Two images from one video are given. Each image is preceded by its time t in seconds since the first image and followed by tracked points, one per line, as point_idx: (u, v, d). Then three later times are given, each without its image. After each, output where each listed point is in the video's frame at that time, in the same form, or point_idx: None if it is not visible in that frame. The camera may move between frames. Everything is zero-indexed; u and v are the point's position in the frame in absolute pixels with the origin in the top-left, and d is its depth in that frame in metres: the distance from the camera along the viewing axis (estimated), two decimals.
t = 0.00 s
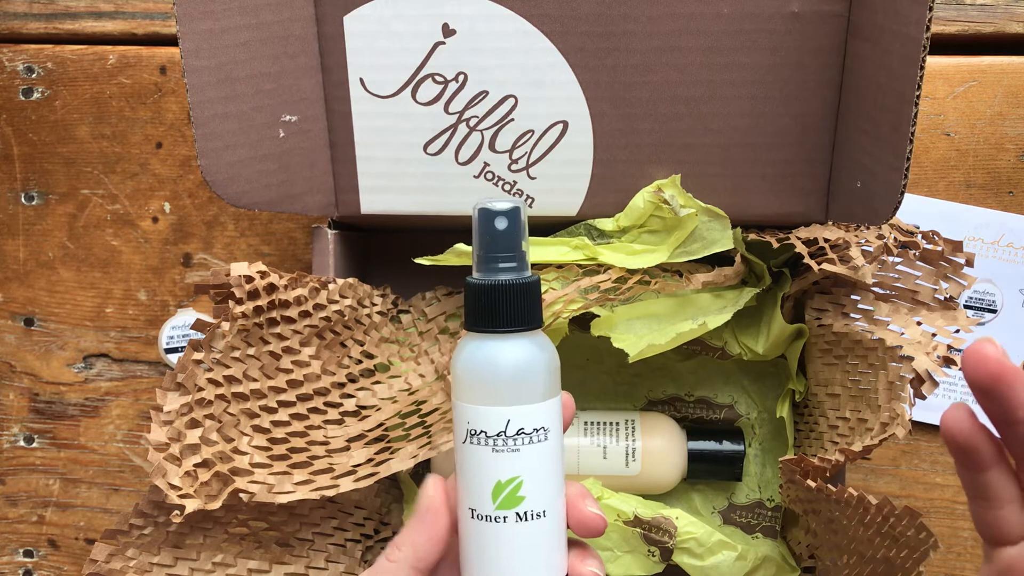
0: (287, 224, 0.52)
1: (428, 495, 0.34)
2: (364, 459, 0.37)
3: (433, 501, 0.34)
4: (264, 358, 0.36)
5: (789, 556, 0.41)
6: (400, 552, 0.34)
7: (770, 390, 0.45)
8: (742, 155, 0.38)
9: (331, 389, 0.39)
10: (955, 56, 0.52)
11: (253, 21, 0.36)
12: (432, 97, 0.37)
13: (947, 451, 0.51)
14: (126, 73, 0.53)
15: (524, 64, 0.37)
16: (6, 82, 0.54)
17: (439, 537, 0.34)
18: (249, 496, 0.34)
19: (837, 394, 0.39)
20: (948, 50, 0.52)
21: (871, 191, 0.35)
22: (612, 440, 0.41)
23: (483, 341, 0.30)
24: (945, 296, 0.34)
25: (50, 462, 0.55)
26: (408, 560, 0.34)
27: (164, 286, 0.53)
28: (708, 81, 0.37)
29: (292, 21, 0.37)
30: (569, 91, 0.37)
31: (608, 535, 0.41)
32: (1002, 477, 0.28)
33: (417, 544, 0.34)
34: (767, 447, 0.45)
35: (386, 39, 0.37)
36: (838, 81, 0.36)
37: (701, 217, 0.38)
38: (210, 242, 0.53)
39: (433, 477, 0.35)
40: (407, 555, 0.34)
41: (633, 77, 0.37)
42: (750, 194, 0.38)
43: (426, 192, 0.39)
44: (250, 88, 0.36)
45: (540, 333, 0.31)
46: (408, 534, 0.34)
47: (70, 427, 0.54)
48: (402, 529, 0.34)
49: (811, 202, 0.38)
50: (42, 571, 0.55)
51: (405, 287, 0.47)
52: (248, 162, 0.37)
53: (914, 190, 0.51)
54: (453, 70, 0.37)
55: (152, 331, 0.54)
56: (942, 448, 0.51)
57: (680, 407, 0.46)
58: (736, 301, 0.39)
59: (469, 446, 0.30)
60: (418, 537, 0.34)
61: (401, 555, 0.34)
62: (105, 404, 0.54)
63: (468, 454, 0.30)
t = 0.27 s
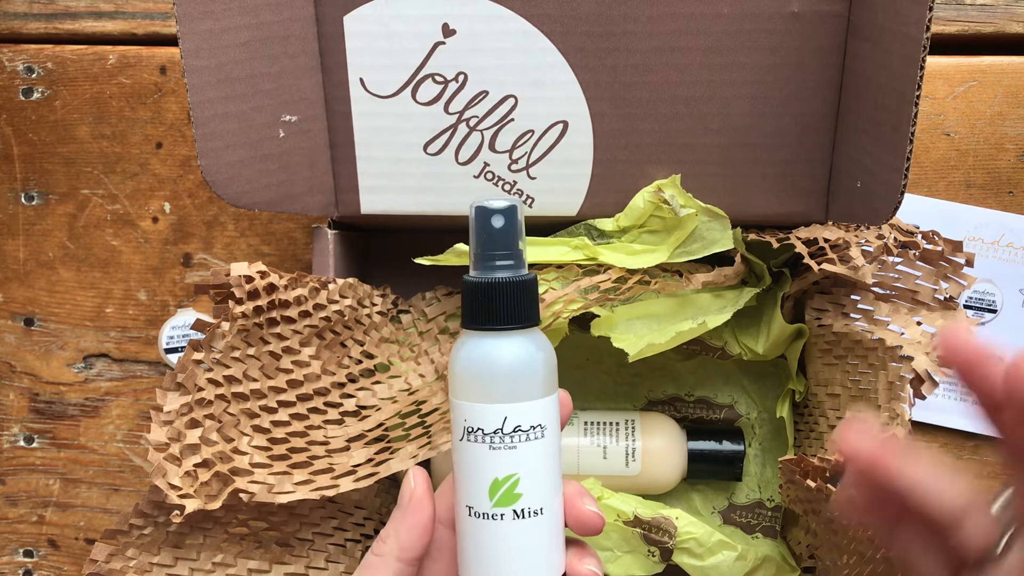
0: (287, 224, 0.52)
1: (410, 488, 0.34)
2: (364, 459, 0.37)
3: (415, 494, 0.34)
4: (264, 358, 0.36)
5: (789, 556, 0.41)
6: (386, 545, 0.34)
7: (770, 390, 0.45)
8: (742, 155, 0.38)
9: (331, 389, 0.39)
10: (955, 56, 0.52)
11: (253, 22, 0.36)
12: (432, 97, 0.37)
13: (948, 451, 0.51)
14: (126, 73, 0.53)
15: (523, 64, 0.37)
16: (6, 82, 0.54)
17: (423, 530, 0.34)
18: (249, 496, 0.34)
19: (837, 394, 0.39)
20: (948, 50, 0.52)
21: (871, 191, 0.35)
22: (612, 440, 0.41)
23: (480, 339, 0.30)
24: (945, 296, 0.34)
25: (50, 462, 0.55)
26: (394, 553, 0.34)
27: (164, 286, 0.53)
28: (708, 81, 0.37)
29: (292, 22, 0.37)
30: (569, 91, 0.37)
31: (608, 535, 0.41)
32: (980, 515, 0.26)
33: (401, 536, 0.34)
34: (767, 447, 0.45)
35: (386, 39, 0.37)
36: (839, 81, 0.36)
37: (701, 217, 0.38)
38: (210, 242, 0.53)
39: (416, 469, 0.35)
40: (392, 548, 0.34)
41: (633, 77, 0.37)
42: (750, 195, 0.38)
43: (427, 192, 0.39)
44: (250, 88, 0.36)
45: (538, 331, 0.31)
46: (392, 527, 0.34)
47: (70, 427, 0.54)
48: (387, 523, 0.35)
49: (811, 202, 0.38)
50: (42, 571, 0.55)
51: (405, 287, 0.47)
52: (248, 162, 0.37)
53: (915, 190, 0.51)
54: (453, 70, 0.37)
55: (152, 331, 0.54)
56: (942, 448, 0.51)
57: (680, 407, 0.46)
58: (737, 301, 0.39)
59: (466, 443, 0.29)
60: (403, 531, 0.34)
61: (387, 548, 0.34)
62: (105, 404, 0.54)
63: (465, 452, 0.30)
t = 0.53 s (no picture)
0: (287, 224, 0.52)
1: (413, 489, 0.34)
2: (364, 459, 0.37)
3: (418, 495, 0.34)
4: (264, 358, 0.36)
5: (789, 556, 0.41)
6: (388, 546, 0.34)
7: (770, 390, 0.45)
8: (742, 155, 0.38)
9: (331, 389, 0.39)
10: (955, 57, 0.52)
11: (253, 21, 0.36)
12: (432, 97, 0.37)
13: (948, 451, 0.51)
14: (126, 73, 0.53)
15: (523, 64, 0.37)
16: (6, 83, 0.54)
17: (426, 530, 0.34)
18: (249, 496, 0.33)
19: (837, 394, 0.39)
20: (948, 50, 0.52)
21: (871, 191, 0.35)
22: (612, 440, 0.41)
23: (487, 339, 0.30)
24: (945, 296, 0.34)
25: (50, 462, 0.55)
26: (397, 554, 0.34)
27: (164, 286, 0.53)
28: (708, 81, 0.37)
29: (292, 21, 0.37)
30: (569, 91, 0.37)
31: (608, 535, 0.41)
32: None
33: (404, 537, 0.34)
34: (767, 447, 0.45)
35: (386, 39, 0.37)
36: (839, 81, 0.36)
37: (701, 217, 0.38)
38: (210, 242, 0.53)
39: (418, 470, 0.35)
40: (394, 549, 0.34)
41: (633, 77, 0.37)
42: (750, 195, 0.38)
43: (427, 192, 0.39)
44: (250, 88, 0.36)
45: (544, 332, 0.31)
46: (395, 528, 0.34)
47: (70, 427, 0.54)
48: (389, 524, 0.35)
49: (811, 202, 0.38)
50: (42, 571, 0.55)
51: (405, 287, 0.47)
52: (248, 162, 0.37)
53: (915, 190, 0.51)
54: (453, 70, 0.37)
55: (152, 331, 0.54)
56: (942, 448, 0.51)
57: (680, 407, 0.46)
58: (736, 301, 0.39)
59: (474, 444, 0.29)
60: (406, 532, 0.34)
61: (389, 550, 0.34)
62: (105, 404, 0.54)
63: (473, 453, 0.30)
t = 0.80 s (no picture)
0: (287, 224, 0.52)
1: (414, 492, 0.34)
2: (364, 459, 0.37)
3: (418, 499, 0.34)
4: (264, 358, 0.36)
5: (789, 556, 0.41)
6: (388, 550, 0.34)
7: (769, 390, 0.45)
8: (742, 155, 0.38)
9: (331, 389, 0.39)
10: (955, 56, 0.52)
11: (253, 21, 0.36)
12: (432, 97, 0.37)
13: (948, 451, 0.51)
14: (126, 73, 0.53)
15: (524, 64, 0.37)
16: (6, 83, 0.54)
17: (426, 534, 0.34)
18: (249, 496, 0.33)
19: (837, 394, 0.39)
20: (948, 50, 0.52)
21: (871, 191, 0.35)
22: (612, 440, 0.41)
23: (488, 342, 0.30)
24: (945, 296, 0.34)
25: (50, 462, 0.55)
26: (396, 558, 0.34)
27: (164, 286, 0.53)
28: (708, 81, 0.37)
29: (292, 22, 0.37)
30: (569, 91, 0.37)
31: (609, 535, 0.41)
32: None
33: (404, 542, 0.34)
34: (767, 446, 0.45)
35: (386, 40, 0.37)
36: (839, 81, 0.36)
37: (701, 217, 0.38)
38: (210, 242, 0.53)
39: (419, 474, 0.35)
40: (394, 552, 0.34)
41: (633, 77, 0.37)
42: (750, 195, 0.38)
43: (427, 193, 0.39)
44: (250, 88, 0.36)
45: (546, 334, 0.31)
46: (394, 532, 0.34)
47: (70, 427, 0.54)
48: (390, 528, 0.35)
49: (811, 202, 0.38)
50: (42, 571, 0.55)
51: (405, 287, 0.47)
52: (248, 162, 0.37)
53: (914, 191, 0.51)
54: (453, 70, 0.37)
55: (152, 331, 0.54)
56: (942, 448, 0.51)
57: (680, 407, 0.46)
58: (737, 301, 0.39)
59: (474, 447, 0.29)
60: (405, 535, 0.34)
61: (388, 553, 0.34)
62: (105, 404, 0.54)
63: (473, 456, 0.30)
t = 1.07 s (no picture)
0: (287, 224, 0.52)
1: (411, 493, 0.34)
2: (364, 459, 0.37)
3: (416, 500, 0.34)
4: (264, 358, 0.36)
5: (789, 556, 0.41)
6: (385, 551, 0.34)
7: (769, 390, 0.45)
8: (742, 155, 0.38)
9: (331, 389, 0.39)
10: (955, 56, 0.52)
11: (253, 21, 0.36)
12: (432, 97, 0.37)
13: (947, 451, 0.51)
14: (126, 73, 0.53)
15: (524, 64, 0.37)
16: (6, 82, 0.54)
17: (424, 535, 0.34)
18: (249, 496, 0.33)
19: (837, 394, 0.39)
20: (948, 50, 0.52)
21: (871, 191, 0.35)
22: (612, 440, 0.41)
23: (484, 342, 0.30)
24: (945, 296, 0.34)
25: (50, 462, 0.55)
26: (394, 559, 0.34)
27: (164, 286, 0.53)
28: (708, 81, 0.37)
29: (292, 22, 0.37)
30: (569, 91, 0.37)
31: (609, 535, 0.41)
32: None
33: (402, 543, 0.34)
34: (767, 446, 0.45)
35: (386, 40, 0.37)
36: (839, 81, 0.36)
37: (701, 217, 0.38)
38: (210, 242, 0.53)
39: (416, 475, 0.35)
40: (391, 554, 0.34)
41: (633, 77, 0.37)
42: (750, 195, 0.38)
43: (426, 193, 0.39)
44: (250, 88, 0.36)
45: (542, 335, 0.31)
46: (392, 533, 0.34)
47: (70, 427, 0.54)
48: (387, 529, 0.35)
49: (811, 202, 0.38)
50: (42, 571, 0.55)
51: (405, 287, 0.47)
52: (248, 162, 0.37)
53: (915, 191, 0.51)
54: (453, 70, 0.37)
55: (152, 331, 0.54)
56: (942, 448, 0.51)
57: (680, 407, 0.46)
58: (737, 301, 0.39)
59: (471, 448, 0.29)
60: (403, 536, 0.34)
61: (386, 554, 0.34)
62: (105, 404, 0.54)
63: (470, 456, 0.30)
